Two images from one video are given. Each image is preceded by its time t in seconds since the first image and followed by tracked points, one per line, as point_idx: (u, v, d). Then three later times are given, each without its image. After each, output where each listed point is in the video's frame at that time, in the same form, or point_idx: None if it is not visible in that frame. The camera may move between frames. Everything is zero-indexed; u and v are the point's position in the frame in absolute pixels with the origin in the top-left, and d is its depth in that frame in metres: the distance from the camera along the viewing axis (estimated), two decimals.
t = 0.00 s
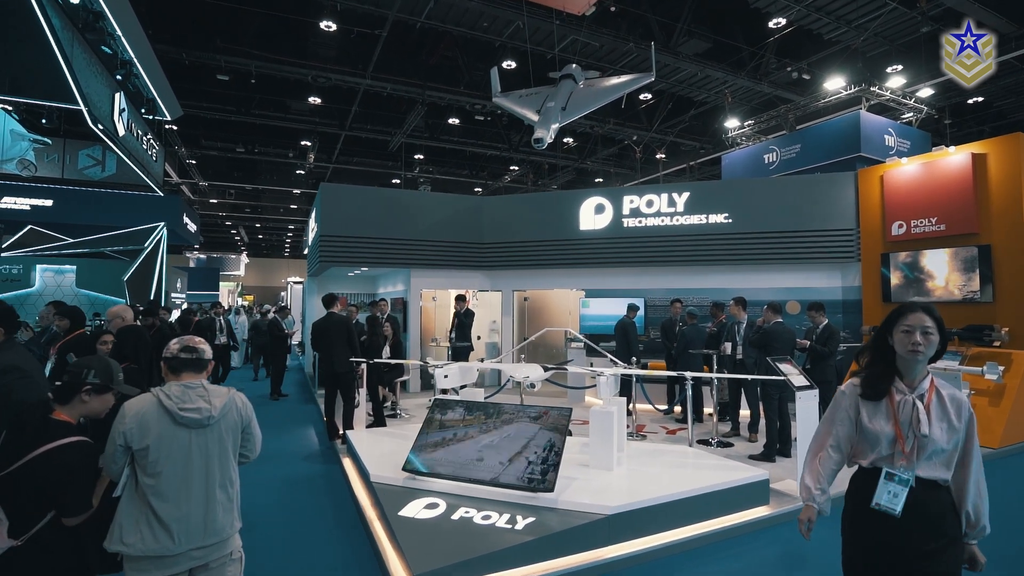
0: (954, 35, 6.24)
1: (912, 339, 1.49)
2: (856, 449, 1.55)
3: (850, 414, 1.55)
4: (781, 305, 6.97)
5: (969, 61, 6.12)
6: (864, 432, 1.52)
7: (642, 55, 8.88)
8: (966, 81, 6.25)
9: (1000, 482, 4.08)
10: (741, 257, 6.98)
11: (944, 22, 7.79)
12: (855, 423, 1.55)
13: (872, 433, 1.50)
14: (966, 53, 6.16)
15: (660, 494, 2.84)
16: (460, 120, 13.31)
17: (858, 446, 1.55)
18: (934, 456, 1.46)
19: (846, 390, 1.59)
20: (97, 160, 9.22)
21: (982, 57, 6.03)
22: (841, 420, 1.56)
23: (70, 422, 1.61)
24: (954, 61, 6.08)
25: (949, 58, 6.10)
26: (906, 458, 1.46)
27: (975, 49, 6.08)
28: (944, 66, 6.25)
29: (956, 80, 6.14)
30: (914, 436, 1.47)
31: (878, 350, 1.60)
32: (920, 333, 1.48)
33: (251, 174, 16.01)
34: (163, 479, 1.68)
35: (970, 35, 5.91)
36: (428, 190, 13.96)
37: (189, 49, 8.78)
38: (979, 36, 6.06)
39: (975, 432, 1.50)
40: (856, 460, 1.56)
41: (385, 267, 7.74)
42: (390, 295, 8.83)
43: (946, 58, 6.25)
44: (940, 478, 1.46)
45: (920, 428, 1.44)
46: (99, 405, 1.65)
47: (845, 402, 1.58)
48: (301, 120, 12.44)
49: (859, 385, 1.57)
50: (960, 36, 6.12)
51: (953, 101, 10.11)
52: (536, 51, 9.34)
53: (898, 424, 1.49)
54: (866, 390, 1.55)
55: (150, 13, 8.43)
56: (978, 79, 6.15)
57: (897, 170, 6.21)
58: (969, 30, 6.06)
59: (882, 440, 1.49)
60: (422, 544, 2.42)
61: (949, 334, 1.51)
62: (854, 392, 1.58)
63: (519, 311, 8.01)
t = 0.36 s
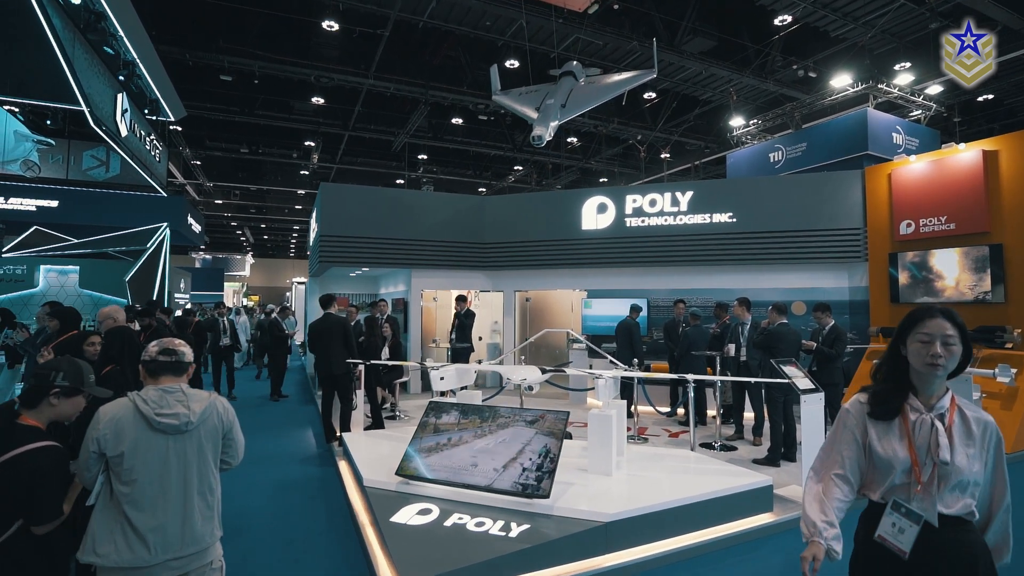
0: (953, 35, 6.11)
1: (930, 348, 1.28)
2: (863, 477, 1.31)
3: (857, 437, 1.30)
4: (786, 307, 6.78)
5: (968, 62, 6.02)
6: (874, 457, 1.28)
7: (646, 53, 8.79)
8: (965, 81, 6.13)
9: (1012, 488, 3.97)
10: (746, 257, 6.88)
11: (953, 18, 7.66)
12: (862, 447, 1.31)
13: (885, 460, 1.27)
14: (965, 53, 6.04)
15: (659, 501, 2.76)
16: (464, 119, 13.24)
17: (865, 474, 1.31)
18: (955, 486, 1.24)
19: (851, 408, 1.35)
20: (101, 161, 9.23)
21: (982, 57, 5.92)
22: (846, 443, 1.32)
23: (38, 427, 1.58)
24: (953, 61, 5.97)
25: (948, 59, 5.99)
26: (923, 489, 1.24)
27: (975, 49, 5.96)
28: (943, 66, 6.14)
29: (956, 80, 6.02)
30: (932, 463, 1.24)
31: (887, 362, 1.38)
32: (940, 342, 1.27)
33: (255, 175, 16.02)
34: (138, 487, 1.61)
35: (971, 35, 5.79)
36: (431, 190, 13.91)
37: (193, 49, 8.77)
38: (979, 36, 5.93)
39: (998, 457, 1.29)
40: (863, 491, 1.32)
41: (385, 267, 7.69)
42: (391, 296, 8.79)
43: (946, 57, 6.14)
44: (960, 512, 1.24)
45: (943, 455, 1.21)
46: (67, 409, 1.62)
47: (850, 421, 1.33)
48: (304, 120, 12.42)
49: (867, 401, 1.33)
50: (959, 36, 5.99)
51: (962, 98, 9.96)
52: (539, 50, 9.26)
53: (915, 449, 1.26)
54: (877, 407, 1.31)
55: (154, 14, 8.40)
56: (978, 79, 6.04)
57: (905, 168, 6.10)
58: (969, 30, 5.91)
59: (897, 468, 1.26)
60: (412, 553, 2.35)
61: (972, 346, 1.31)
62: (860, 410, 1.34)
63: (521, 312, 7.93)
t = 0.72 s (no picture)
0: (952, 35, 5.99)
1: (961, 354, 1.08)
2: (876, 508, 1.12)
3: (868, 460, 1.11)
4: (792, 307, 6.68)
5: (969, 62, 5.89)
6: (890, 485, 1.08)
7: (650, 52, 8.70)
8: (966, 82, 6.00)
9: None
10: (751, 257, 6.78)
11: (963, 15, 7.53)
12: (875, 472, 1.11)
13: (903, 490, 1.07)
14: (966, 53, 5.92)
15: (658, 508, 2.68)
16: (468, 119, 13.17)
17: (879, 503, 1.11)
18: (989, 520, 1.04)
19: (861, 424, 1.16)
20: (105, 162, 9.23)
21: (983, 57, 5.78)
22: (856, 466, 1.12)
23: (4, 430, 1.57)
24: (955, 61, 5.83)
25: (949, 59, 5.86)
26: (951, 525, 1.04)
27: (975, 49, 5.85)
28: (944, 66, 6.00)
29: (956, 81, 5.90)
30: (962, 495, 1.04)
31: (906, 369, 1.18)
32: (972, 348, 1.08)
33: (260, 176, 16.04)
34: (113, 496, 1.56)
35: (971, 35, 5.69)
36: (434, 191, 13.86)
37: (196, 50, 8.75)
38: (979, 36, 5.81)
39: None
40: (877, 524, 1.12)
41: (386, 268, 7.64)
42: (393, 296, 8.74)
43: (946, 58, 6.02)
44: (996, 552, 1.05)
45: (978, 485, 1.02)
46: (32, 412, 1.61)
47: (860, 441, 1.14)
48: (308, 120, 12.40)
49: (880, 416, 1.14)
50: (960, 37, 5.87)
51: (972, 96, 9.80)
52: (542, 49, 9.17)
53: (939, 477, 1.06)
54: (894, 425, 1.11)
55: (157, 16, 8.37)
56: (978, 79, 5.92)
57: (914, 165, 5.97)
58: (968, 30, 5.80)
59: (917, 500, 1.06)
60: (402, 561, 2.28)
61: (1013, 352, 1.10)
62: (873, 427, 1.14)
63: (523, 313, 7.85)
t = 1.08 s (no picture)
0: (953, 35, 5.90)
1: (1005, 384, 0.89)
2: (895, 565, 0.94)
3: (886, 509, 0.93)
4: (796, 308, 6.60)
5: (968, 62, 5.79)
6: (917, 545, 0.90)
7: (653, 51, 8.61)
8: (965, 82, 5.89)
9: None
10: (754, 257, 6.69)
11: (972, 12, 7.42)
12: (896, 525, 0.93)
13: (936, 552, 0.88)
14: (966, 53, 5.82)
15: (656, 516, 2.61)
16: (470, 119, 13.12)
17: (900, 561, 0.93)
18: None
19: (876, 464, 0.97)
20: (108, 163, 9.24)
21: (983, 57, 5.67)
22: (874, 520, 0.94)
23: None
24: (955, 61, 5.73)
25: (949, 59, 5.77)
26: None
27: (975, 49, 5.76)
28: (943, 66, 5.90)
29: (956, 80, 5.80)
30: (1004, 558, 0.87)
31: (932, 395, 0.98)
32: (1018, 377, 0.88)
33: (264, 176, 16.07)
34: (87, 507, 1.52)
35: (971, 35, 5.61)
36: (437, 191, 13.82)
37: (199, 50, 8.73)
38: (979, 36, 5.72)
39: None
40: None
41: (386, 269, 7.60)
42: (394, 297, 8.70)
43: (946, 58, 5.93)
44: None
45: None
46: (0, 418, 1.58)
47: (878, 487, 0.95)
48: (311, 121, 12.39)
49: (899, 455, 0.95)
50: (960, 37, 5.78)
51: (982, 94, 9.66)
52: (545, 48, 9.10)
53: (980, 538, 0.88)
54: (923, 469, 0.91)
55: (158, 17, 8.33)
56: (978, 79, 5.82)
57: (921, 164, 5.87)
58: (968, 30, 5.71)
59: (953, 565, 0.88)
60: (391, 569, 2.23)
61: None
62: (893, 471, 0.95)
63: (524, 314, 7.80)
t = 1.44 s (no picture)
0: (952, 36, 5.83)
1: None
2: None
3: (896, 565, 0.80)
4: (800, 308, 6.53)
5: (967, 62, 5.71)
6: None
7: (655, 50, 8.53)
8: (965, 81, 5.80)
9: None
10: (757, 257, 6.61)
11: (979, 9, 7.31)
12: None
13: None
14: (965, 53, 5.74)
15: (652, 522, 2.56)
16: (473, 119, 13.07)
17: None
18: None
19: (886, 512, 0.84)
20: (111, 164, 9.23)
21: (982, 58, 5.57)
22: None
23: None
24: (954, 62, 5.64)
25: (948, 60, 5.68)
26: None
27: (975, 49, 5.68)
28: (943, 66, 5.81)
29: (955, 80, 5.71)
30: None
31: (958, 429, 0.82)
32: None
33: (267, 176, 16.10)
34: (62, 515, 1.48)
35: (971, 35, 5.54)
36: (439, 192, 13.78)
37: (201, 51, 8.70)
38: (979, 36, 5.65)
39: None
40: None
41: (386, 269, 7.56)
42: (394, 298, 8.68)
43: (945, 58, 5.85)
44: None
45: None
46: None
47: (889, 537, 0.82)
48: (314, 121, 12.37)
49: (912, 501, 0.81)
50: (959, 36, 5.70)
51: (989, 92, 9.53)
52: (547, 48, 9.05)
53: None
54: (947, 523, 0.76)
55: (160, 18, 8.32)
56: (978, 79, 5.74)
57: (927, 162, 5.78)
58: (968, 30, 5.64)
59: None
60: None
61: None
62: (908, 521, 0.81)
63: (525, 314, 7.76)
